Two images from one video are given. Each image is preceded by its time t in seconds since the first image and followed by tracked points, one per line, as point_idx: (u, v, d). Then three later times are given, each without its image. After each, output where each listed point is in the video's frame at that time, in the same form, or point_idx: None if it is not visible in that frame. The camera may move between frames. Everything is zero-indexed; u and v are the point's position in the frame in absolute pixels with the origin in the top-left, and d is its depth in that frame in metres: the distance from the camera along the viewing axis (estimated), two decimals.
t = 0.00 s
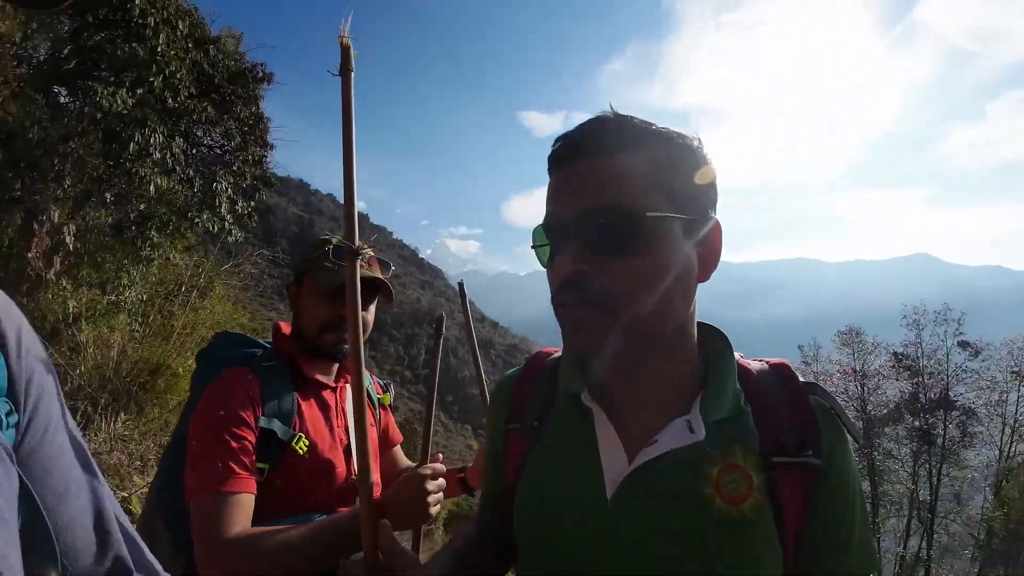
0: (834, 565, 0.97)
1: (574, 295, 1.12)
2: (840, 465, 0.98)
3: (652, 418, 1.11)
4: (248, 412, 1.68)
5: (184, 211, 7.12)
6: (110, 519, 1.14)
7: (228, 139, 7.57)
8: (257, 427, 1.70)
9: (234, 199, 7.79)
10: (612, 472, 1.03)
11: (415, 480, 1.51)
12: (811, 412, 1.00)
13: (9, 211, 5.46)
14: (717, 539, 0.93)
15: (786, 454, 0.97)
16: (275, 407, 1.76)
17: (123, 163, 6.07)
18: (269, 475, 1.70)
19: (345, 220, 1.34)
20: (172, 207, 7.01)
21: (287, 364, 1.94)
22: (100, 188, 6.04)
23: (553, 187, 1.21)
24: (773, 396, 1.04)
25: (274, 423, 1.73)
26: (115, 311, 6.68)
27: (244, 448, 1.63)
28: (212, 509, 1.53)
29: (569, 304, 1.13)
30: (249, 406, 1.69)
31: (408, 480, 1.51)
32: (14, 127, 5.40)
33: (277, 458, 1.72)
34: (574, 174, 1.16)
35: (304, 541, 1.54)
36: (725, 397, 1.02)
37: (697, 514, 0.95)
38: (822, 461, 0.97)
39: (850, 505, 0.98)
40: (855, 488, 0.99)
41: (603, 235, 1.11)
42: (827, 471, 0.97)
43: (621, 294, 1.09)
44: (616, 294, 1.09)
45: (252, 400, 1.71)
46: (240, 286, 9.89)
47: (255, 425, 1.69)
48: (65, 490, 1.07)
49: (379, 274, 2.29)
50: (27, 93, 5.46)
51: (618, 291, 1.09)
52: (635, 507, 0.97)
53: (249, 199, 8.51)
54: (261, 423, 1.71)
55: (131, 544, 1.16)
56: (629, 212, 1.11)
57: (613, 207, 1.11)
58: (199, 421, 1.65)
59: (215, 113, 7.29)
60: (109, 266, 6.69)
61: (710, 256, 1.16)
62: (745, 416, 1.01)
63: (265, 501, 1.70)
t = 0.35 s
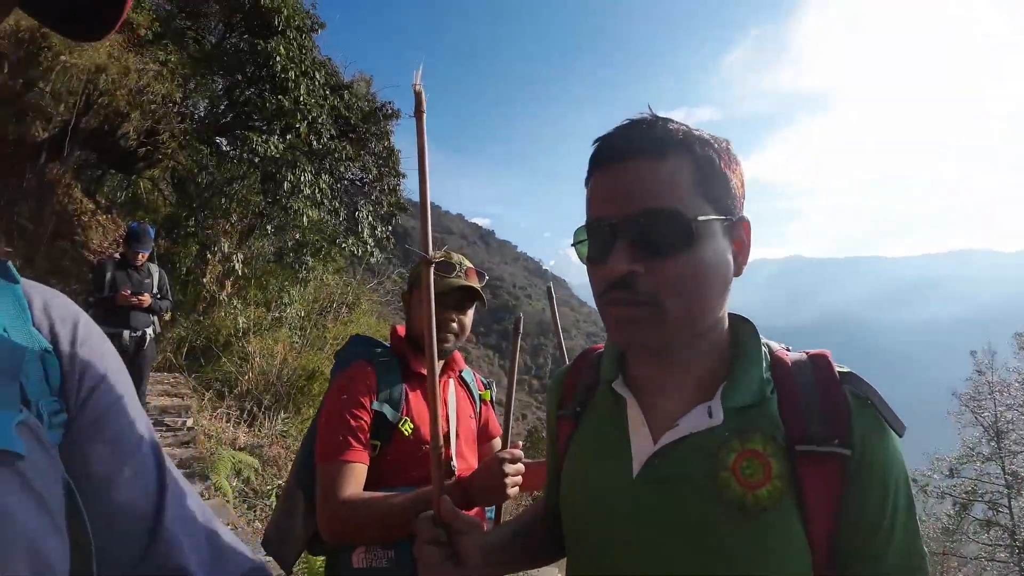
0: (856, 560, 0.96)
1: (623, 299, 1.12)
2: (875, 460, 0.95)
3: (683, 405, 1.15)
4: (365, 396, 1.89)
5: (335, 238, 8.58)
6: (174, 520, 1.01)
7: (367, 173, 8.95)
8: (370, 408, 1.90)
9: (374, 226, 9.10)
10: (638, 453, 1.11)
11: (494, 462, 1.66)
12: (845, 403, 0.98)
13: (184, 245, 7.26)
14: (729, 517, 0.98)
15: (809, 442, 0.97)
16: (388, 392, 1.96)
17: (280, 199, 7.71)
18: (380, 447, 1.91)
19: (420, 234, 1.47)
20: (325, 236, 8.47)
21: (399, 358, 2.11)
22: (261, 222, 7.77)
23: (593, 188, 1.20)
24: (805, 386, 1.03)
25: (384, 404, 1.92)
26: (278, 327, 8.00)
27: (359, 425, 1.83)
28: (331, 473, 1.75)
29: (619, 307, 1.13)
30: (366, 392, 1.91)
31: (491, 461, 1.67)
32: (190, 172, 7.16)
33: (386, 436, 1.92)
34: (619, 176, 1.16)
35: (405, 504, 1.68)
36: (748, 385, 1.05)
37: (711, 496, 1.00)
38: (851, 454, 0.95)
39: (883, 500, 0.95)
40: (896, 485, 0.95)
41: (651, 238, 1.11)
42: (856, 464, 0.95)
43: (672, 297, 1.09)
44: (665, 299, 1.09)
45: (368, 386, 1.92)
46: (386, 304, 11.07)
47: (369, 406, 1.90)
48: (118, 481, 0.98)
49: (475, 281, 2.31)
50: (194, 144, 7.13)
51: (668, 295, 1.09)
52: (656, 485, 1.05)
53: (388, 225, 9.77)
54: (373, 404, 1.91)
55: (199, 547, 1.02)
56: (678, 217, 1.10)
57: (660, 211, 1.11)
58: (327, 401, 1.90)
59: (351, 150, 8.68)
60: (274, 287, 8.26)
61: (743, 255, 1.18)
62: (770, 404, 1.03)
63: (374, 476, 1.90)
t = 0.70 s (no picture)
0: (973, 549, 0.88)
1: (723, 270, 1.07)
2: (992, 441, 0.87)
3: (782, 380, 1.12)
4: (496, 380, 2.11)
5: (483, 247, 9.36)
6: (286, 479, 0.83)
7: (508, 183, 9.78)
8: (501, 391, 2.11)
9: (518, 232, 9.86)
10: (735, 428, 1.10)
11: (611, 445, 1.75)
12: (956, 376, 0.91)
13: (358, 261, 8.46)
14: (821, 492, 0.97)
15: (913, 417, 0.92)
16: (518, 377, 2.15)
17: (433, 215, 8.53)
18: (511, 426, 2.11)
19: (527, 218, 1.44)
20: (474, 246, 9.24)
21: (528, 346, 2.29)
22: (421, 237, 8.61)
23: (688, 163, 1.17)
24: (912, 360, 0.97)
25: (513, 388, 2.11)
26: (439, 331, 8.85)
27: (491, 405, 2.06)
28: (468, 443, 2.00)
29: (720, 279, 1.08)
30: (497, 376, 2.12)
31: (608, 443, 1.76)
32: (358, 199, 8.44)
33: (517, 415, 2.11)
34: (717, 147, 1.11)
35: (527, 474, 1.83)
36: (849, 357, 1.00)
37: (806, 470, 0.98)
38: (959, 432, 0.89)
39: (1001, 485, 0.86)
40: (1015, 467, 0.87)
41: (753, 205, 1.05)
42: (965, 443, 0.88)
43: (778, 267, 1.03)
44: (771, 269, 1.03)
45: (500, 371, 2.14)
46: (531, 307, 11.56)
47: (500, 389, 2.11)
48: (234, 433, 0.79)
49: (596, 273, 2.42)
50: (361, 173, 8.61)
51: (775, 264, 1.03)
52: (748, 455, 1.05)
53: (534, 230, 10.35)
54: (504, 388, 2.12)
55: (298, 513, 0.82)
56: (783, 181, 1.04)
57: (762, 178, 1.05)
58: (467, 384, 2.16)
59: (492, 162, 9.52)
60: (431, 295, 9.06)
61: (844, 224, 1.12)
62: (872, 378, 0.98)
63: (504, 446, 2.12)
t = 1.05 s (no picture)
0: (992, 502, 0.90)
1: (730, 242, 1.22)
2: (1008, 391, 0.88)
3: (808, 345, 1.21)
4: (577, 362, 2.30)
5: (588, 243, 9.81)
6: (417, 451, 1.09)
7: (608, 176, 10.18)
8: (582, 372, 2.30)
9: (622, 224, 10.15)
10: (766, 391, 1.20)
11: (681, 423, 1.86)
12: (968, 331, 0.94)
13: (470, 265, 9.11)
14: (838, 444, 1.03)
15: (925, 370, 0.96)
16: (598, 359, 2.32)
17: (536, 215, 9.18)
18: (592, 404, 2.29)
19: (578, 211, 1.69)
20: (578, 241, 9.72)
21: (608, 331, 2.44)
22: (525, 238, 9.34)
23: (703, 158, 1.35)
24: (930, 318, 1.00)
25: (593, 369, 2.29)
26: (548, 328, 9.32)
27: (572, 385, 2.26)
28: (552, 417, 2.23)
29: (730, 252, 1.23)
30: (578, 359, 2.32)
31: (680, 422, 1.87)
32: (466, 207, 9.48)
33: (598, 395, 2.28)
34: (721, 138, 1.28)
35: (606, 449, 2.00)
36: (865, 319, 1.06)
37: (826, 424, 1.06)
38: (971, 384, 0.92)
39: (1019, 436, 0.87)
40: None
41: (754, 184, 1.20)
42: (978, 394, 0.91)
43: (780, 237, 1.16)
44: (774, 239, 1.16)
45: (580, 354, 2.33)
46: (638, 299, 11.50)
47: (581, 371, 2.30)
48: (385, 412, 1.05)
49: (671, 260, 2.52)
50: (468, 183, 9.55)
51: (776, 234, 1.16)
52: (772, 414, 1.15)
53: (636, 221, 10.73)
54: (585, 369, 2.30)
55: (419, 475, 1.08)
56: (777, 161, 1.18)
57: (759, 160, 1.20)
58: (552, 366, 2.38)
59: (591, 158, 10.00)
60: (541, 295, 9.63)
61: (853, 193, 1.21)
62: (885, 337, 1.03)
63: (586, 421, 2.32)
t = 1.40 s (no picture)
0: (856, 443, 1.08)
1: (671, 234, 1.49)
2: (862, 348, 1.06)
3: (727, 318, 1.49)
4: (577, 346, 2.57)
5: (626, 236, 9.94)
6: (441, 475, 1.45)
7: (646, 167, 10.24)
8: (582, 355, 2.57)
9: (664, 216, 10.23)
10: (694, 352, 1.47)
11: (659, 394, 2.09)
12: (836, 299, 1.13)
13: (512, 264, 9.49)
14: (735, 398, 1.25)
15: (799, 332, 1.15)
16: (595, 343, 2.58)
17: (575, 212, 9.52)
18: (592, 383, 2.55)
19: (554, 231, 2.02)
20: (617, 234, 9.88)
21: (606, 318, 2.71)
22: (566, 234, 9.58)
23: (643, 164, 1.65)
24: (809, 291, 1.19)
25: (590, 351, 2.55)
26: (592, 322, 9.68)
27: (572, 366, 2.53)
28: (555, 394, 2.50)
29: (671, 242, 1.50)
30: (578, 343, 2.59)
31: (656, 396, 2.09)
32: (507, 207, 9.79)
33: (597, 374, 2.53)
34: (661, 147, 1.57)
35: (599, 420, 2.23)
36: (757, 293, 1.28)
37: (730, 383, 1.28)
38: (835, 343, 1.10)
39: (872, 385, 1.04)
40: (888, 372, 1.03)
41: (687, 185, 1.49)
42: (840, 352, 1.09)
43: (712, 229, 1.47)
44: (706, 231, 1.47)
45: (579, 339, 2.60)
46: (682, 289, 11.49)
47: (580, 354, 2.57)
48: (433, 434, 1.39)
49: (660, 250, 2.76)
50: (507, 185, 9.89)
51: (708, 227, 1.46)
52: (698, 379, 1.38)
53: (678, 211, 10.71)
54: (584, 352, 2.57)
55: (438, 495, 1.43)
56: (708, 167, 1.47)
57: (690, 166, 1.49)
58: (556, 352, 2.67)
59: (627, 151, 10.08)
60: (583, 290, 9.95)
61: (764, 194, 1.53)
62: (773, 308, 1.24)
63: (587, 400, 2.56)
